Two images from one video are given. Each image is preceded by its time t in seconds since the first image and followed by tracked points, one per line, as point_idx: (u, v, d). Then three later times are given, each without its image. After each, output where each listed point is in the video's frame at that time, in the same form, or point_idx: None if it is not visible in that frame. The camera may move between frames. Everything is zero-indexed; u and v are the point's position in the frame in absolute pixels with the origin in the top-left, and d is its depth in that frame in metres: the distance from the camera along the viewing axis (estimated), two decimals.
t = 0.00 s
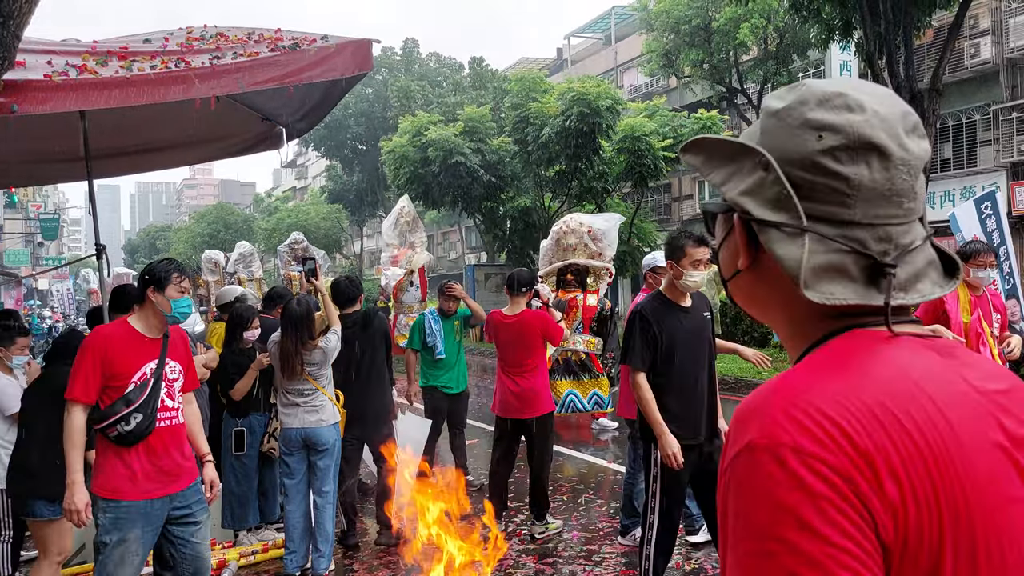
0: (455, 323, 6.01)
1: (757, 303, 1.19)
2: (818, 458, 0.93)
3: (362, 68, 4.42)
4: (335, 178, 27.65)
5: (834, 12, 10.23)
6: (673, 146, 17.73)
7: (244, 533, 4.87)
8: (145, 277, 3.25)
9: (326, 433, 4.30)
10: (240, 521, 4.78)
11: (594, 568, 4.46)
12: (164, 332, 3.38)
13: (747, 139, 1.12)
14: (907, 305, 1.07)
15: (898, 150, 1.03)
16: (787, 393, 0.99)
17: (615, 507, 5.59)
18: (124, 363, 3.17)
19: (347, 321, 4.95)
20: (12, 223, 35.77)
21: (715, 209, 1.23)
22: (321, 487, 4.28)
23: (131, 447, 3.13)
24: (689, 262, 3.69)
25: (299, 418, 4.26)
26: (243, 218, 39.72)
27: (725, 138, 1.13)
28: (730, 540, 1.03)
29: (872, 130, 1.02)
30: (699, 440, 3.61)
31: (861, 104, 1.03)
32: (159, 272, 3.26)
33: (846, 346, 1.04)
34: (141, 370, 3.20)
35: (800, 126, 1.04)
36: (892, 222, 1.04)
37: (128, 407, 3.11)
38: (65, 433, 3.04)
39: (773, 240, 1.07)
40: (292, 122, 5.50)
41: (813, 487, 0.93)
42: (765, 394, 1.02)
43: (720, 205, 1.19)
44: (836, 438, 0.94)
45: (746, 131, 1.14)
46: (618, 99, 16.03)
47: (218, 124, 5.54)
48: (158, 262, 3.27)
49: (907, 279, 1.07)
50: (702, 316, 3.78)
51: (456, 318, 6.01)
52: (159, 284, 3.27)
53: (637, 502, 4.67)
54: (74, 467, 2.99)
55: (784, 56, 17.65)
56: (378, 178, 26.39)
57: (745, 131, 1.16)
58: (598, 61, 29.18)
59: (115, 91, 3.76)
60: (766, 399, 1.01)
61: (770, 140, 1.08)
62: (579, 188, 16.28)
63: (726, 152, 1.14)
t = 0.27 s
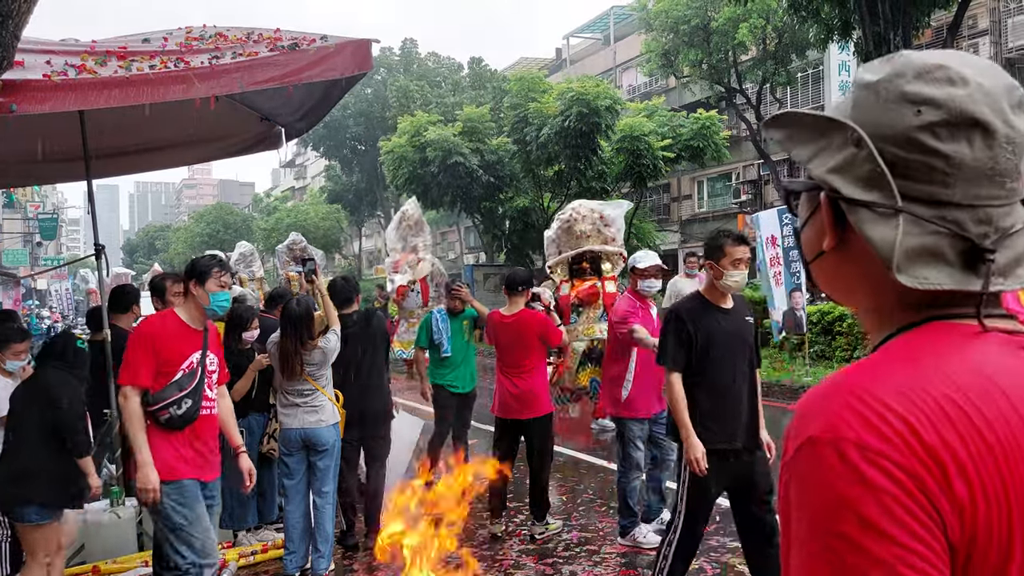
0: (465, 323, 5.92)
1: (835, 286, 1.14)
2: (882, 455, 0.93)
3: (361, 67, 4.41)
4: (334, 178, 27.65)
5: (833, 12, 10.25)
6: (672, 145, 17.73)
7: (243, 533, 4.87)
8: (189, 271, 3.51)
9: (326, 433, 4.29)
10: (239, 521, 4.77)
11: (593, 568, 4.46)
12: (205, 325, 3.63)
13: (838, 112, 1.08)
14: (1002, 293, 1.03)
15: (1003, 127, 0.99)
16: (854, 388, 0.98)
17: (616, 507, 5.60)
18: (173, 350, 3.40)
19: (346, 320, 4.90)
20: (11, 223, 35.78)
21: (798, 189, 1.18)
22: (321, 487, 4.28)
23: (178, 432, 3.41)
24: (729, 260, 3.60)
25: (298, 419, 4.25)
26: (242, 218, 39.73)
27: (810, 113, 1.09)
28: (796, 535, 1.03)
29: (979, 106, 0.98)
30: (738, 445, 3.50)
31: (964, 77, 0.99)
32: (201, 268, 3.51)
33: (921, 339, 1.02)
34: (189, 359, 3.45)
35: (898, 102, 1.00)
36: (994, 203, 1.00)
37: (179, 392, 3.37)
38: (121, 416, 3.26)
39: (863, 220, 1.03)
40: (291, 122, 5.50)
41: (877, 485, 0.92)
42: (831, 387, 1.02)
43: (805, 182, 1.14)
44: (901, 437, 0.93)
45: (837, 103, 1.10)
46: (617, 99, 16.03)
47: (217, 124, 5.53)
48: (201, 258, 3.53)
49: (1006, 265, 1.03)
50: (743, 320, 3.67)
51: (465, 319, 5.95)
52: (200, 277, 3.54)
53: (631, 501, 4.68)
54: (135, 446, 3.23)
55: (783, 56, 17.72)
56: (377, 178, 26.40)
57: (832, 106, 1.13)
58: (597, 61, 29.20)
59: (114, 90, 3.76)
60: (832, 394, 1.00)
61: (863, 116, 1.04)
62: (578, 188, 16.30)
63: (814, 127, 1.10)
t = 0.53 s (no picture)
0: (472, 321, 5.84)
1: (884, 274, 1.13)
2: (932, 439, 0.93)
3: (362, 66, 4.40)
4: (335, 178, 27.64)
5: (834, 11, 10.24)
6: (672, 145, 17.72)
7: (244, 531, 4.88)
8: (231, 270, 3.54)
9: (327, 432, 4.29)
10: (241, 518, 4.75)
11: (593, 566, 4.46)
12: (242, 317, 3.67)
13: (895, 102, 1.04)
14: None
15: None
16: (903, 373, 0.99)
17: (616, 506, 5.60)
18: (224, 345, 3.45)
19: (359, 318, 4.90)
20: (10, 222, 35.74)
21: (849, 177, 1.16)
22: (321, 486, 4.29)
23: (226, 426, 3.51)
24: (771, 253, 3.49)
25: (299, 416, 4.25)
26: (242, 217, 39.73)
27: (867, 101, 1.05)
28: (837, 521, 1.04)
29: None
30: (786, 441, 3.41)
31: None
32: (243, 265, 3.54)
33: (969, 328, 1.01)
34: (235, 355, 3.52)
35: (961, 91, 0.97)
36: None
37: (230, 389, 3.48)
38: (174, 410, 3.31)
39: (923, 209, 1.01)
40: (292, 120, 5.50)
41: (927, 465, 0.92)
42: (877, 371, 1.02)
43: (859, 169, 1.12)
44: (951, 421, 0.93)
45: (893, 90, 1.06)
46: (617, 98, 16.03)
47: (218, 122, 5.52)
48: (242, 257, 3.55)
49: None
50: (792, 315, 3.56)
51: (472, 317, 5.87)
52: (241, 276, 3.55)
53: (632, 498, 4.70)
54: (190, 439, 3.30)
55: (783, 55, 17.73)
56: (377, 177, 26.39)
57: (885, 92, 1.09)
58: (597, 60, 29.20)
59: (115, 88, 3.75)
60: (879, 378, 1.01)
61: (924, 105, 1.00)
62: (579, 187, 16.32)
63: (868, 114, 1.07)
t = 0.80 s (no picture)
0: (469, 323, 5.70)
1: (909, 273, 1.13)
2: (983, 442, 0.92)
3: (363, 67, 4.40)
4: (336, 178, 27.64)
5: (834, 11, 10.25)
6: (673, 145, 17.73)
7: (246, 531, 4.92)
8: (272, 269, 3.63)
9: (321, 435, 4.22)
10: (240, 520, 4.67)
11: (594, 567, 4.46)
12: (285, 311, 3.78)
13: (928, 100, 1.03)
14: None
15: None
16: (947, 375, 0.98)
17: (617, 506, 5.60)
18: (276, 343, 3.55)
19: (363, 318, 4.95)
20: (11, 222, 35.77)
21: (877, 174, 1.15)
22: (323, 489, 4.28)
23: (289, 417, 3.69)
24: (802, 254, 3.33)
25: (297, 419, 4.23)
26: (244, 217, 39.79)
27: (898, 100, 1.05)
28: (874, 524, 1.02)
29: None
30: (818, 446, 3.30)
31: None
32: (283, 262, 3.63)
33: (1001, 331, 1.01)
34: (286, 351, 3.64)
35: (996, 92, 0.96)
36: None
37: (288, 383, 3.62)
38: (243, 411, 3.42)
39: (960, 210, 0.99)
40: (293, 121, 5.50)
41: (980, 468, 0.92)
42: (918, 374, 1.01)
43: (889, 167, 1.11)
44: (999, 424, 0.93)
45: (923, 90, 1.06)
46: (618, 98, 16.04)
47: (219, 122, 5.53)
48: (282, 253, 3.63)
49: None
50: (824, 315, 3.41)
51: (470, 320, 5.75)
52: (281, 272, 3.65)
53: (637, 497, 4.70)
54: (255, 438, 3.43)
55: (784, 55, 17.74)
56: (378, 177, 26.45)
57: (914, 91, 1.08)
58: (598, 61, 29.23)
59: (116, 89, 3.76)
60: (922, 381, 1.00)
61: (956, 104, 1.00)
62: (579, 188, 16.35)
63: (900, 113, 1.06)
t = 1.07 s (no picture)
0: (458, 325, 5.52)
1: (918, 264, 1.12)
2: (1005, 437, 0.92)
3: (363, 66, 4.37)
4: (336, 178, 27.64)
5: (835, 11, 10.24)
6: (674, 145, 17.69)
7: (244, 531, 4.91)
8: (306, 264, 3.79)
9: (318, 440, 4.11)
10: (240, 520, 4.64)
11: (595, 568, 4.45)
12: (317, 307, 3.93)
13: (944, 87, 1.03)
14: None
15: None
16: (965, 368, 0.97)
17: (616, 507, 5.59)
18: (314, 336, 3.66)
19: (359, 318, 4.94)
20: (12, 222, 35.75)
21: (890, 163, 1.14)
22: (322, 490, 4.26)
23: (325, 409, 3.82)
24: (824, 254, 3.29)
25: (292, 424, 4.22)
26: (244, 217, 39.78)
27: (913, 87, 1.04)
28: (889, 517, 1.02)
29: None
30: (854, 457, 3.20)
31: None
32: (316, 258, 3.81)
33: (1017, 325, 1.00)
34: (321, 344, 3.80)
35: (1013, 81, 0.96)
36: None
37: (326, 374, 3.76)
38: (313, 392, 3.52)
39: (973, 198, 0.98)
40: (293, 121, 5.49)
41: (1002, 465, 0.92)
42: (936, 366, 1.01)
43: (901, 157, 1.10)
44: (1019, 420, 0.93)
45: (940, 77, 1.05)
46: (618, 98, 16.02)
47: (219, 123, 5.52)
48: (316, 250, 3.81)
49: None
50: (851, 316, 3.33)
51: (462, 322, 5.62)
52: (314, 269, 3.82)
53: (639, 496, 4.69)
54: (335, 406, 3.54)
55: (785, 55, 17.73)
56: (378, 177, 26.45)
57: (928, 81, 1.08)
58: (599, 61, 29.22)
59: (115, 89, 3.75)
60: (940, 374, 0.99)
61: (971, 92, 0.99)
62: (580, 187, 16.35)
63: (915, 101, 1.05)
